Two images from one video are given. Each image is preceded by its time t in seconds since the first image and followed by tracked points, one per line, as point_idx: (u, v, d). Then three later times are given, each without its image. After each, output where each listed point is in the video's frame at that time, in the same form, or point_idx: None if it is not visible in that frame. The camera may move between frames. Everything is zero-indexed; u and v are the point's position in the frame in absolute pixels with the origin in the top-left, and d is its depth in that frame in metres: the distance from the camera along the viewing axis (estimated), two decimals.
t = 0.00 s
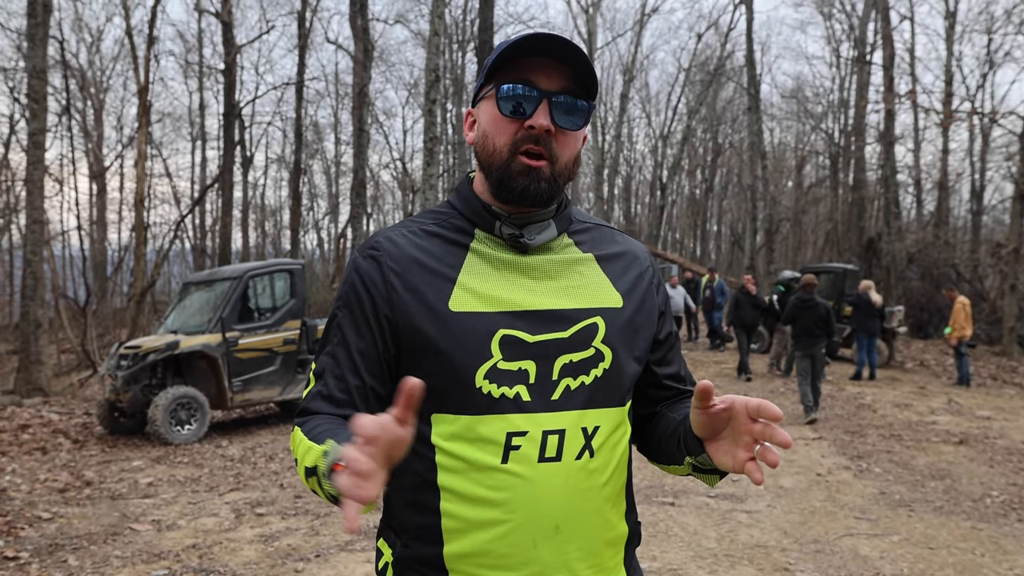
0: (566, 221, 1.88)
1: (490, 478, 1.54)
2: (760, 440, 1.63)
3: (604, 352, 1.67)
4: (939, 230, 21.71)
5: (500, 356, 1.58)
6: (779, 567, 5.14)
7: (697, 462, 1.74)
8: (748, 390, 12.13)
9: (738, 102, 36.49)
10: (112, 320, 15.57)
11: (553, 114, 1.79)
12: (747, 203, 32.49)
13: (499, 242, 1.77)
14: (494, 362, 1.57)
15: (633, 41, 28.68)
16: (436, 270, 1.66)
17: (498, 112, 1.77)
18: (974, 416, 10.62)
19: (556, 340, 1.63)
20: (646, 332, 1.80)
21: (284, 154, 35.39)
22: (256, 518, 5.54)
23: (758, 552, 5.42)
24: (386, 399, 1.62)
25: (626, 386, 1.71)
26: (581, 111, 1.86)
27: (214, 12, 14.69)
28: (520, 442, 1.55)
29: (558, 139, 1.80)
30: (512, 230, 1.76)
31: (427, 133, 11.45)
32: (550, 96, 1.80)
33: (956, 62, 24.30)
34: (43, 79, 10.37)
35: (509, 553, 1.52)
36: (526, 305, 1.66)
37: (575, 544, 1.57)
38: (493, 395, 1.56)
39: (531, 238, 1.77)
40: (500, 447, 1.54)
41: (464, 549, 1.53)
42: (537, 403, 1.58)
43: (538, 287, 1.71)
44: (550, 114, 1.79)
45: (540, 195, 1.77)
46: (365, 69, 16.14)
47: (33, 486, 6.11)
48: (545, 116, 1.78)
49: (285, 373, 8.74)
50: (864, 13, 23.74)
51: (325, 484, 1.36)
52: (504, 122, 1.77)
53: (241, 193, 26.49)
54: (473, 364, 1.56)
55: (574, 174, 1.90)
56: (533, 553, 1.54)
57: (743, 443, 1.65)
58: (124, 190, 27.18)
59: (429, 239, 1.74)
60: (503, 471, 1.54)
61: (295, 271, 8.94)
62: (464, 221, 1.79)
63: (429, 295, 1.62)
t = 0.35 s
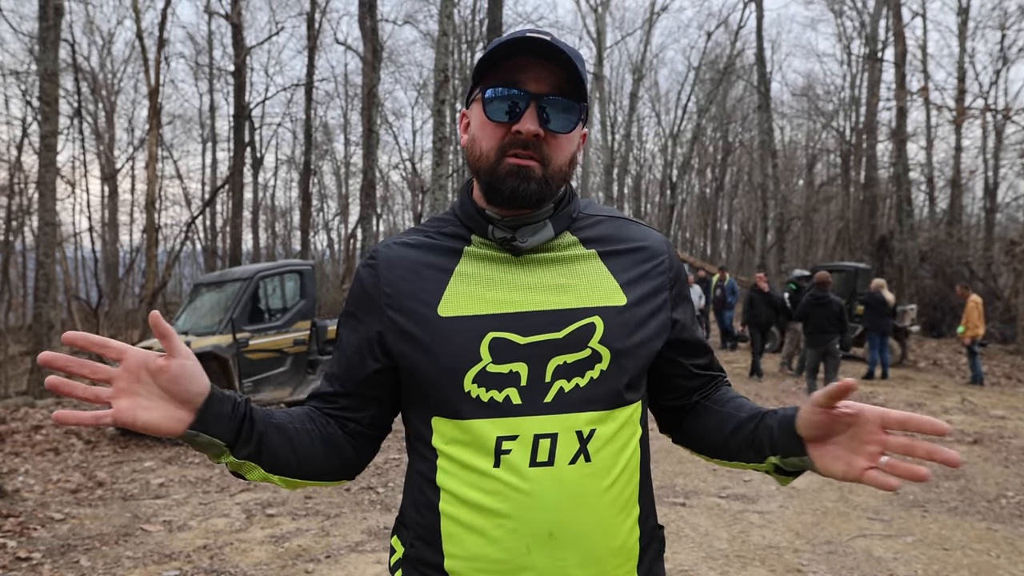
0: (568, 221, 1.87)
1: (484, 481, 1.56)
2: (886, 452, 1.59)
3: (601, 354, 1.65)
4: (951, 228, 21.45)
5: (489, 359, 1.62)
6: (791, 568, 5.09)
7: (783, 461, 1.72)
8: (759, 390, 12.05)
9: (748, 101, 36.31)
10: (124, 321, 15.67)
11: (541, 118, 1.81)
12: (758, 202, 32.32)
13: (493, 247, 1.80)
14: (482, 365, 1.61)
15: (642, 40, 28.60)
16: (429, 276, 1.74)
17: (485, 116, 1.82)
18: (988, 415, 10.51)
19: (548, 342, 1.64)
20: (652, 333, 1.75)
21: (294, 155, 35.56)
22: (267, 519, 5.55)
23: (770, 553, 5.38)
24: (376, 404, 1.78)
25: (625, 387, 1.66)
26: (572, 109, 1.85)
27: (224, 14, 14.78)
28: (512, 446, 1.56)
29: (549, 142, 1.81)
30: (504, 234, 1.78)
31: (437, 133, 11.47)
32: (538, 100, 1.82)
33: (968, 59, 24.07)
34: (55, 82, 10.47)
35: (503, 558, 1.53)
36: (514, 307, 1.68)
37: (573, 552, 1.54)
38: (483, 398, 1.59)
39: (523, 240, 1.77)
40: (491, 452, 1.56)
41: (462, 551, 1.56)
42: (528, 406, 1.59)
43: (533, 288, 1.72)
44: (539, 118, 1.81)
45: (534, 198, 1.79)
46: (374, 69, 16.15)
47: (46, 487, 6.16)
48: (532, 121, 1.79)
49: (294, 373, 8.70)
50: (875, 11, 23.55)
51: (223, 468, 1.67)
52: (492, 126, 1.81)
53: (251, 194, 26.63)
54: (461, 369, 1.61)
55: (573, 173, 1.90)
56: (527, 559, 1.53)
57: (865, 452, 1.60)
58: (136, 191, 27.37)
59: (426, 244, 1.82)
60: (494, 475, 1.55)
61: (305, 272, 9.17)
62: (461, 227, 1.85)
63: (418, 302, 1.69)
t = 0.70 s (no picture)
0: (558, 224, 1.82)
1: (474, 490, 1.60)
2: (1011, 418, 1.64)
3: (592, 360, 1.62)
4: (961, 227, 21.26)
5: (475, 366, 1.66)
6: (801, 571, 5.04)
7: (890, 430, 1.69)
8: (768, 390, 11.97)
9: (756, 101, 36.16)
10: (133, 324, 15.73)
11: (505, 127, 1.74)
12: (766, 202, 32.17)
13: (481, 256, 1.80)
14: (469, 373, 1.66)
15: (649, 42, 28.56)
16: (418, 284, 1.81)
17: (451, 134, 1.79)
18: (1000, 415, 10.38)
19: (535, 348, 1.65)
20: (646, 339, 1.68)
21: (302, 158, 35.69)
22: (274, 523, 5.54)
23: (781, 556, 5.32)
24: (365, 395, 1.92)
25: (613, 395, 1.62)
26: (540, 111, 1.75)
27: (233, 18, 14.86)
28: (500, 454, 1.59)
29: (517, 152, 1.76)
30: (488, 245, 1.77)
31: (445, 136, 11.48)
32: (501, 109, 1.75)
33: (977, 58, 23.89)
34: (64, 86, 10.54)
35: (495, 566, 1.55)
36: (504, 314, 1.70)
37: (568, 562, 1.53)
38: (470, 406, 1.65)
39: (508, 252, 1.76)
40: (480, 461, 1.60)
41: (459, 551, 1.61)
42: (515, 413, 1.61)
43: (523, 295, 1.72)
44: (502, 129, 1.74)
45: (506, 209, 1.74)
46: (382, 72, 16.18)
47: (54, 491, 6.19)
48: (495, 133, 1.74)
49: (302, 376, 8.75)
50: (883, 10, 23.42)
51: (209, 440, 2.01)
52: (459, 143, 1.78)
53: (260, 197, 26.74)
54: (448, 378, 1.67)
55: (554, 176, 1.83)
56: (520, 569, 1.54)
57: (984, 418, 1.64)
58: (145, 194, 27.53)
59: (418, 254, 1.87)
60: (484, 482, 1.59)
61: (313, 273, 9.14)
62: (452, 238, 1.88)
63: (408, 313, 1.78)
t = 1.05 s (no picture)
0: (575, 226, 1.78)
1: (481, 495, 1.58)
2: None
3: (601, 367, 1.58)
4: (964, 230, 21.19)
5: (485, 370, 1.64)
6: None
7: (912, 458, 1.58)
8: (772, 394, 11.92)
9: (759, 105, 36.16)
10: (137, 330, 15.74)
11: (525, 122, 1.73)
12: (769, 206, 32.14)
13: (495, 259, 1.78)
14: (479, 375, 1.64)
15: (651, 47, 28.61)
16: (433, 286, 1.81)
17: (471, 129, 1.79)
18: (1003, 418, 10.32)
19: (545, 353, 1.62)
20: (657, 348, 1.62)
21: (305, 164, 35.80)
22: (276, 531, 5.53)
23: (785, 561, 5.28)
24: (384, 397, 1.91)
25: (624, 403, 1.57)
26: (560, 108, 1.74)
27: (237, 24, 14.93)
28: (505, 460, 1.56)
29: (536, 147, 1.74)
30: (503, 247, 1.75)
31: (448, 141, 11.52)
32: (521, 103, 1.74)
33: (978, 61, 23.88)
34: (67, 94, 10.58)
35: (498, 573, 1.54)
36: (516, 317, 1.68)
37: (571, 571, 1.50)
38: (480, 411, 1.63)
39: (522, 254, 1.73)
40: (486, 465, 1.58)
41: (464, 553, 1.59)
42: (523, 418, 1.59)
43: (535, 299, 1.69)
44: (522, 122, 1.73)
45: (521, 207, 1.72)
46: (386, 78, 16.23)
47: (55, 500, 6.17)
48: (514, 127, 1.73)
49: (306, 382, 8.74)
50: (884, 15, 23.44)
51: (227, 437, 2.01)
52: (478, 137, 1.78)
53: (263, 204, 26.81)
54: (458, 382, 1.66)
55: (573, 176, 1.81)
56: None
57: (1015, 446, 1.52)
58: (148, 201, 27.62)
59: (435, 255, 1.87)
60: (489, 488, 1.57)
61: (317, 279, 9.13)
62: (470, 241, 1.87)
63: (423, 315, 1.78)
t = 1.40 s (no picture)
0: (650, 221, 1.79)
1: (528, 488, 1.56)
2: None
3: (662, 362, 1.55)
4: (963, 233, 21.19)
5: (544, 360, 1.63)
6: None
7: (951, 519, 1.44)
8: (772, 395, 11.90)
9: (759, 107, 36.17)
10: (136, 333, 15.76)
11: (617, 104, 1.79)
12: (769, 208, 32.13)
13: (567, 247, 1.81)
14: (537, 365, 1.63)
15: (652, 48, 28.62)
16: (500, 277, 1.83)
17: (562, 109, 1.86)
18: (1001, 420, 10.30)
19: (607, 347, 1.60)
20: (725, 348, 1.57)
21: (306, 166, 35.84)
22: (275, 534, 5.51)
23: (784, 562, 5.27)
24: (445, 397, 1.92)
25: (687, 401, 1.52)
26: (651, 93, 1.80)
27: (238, 26, 14.96)
28: (555, 454, 1.54)
29: (625, 128, 1.79)
30: (576, 234, 1.79)
31: (449, 143, 11.54)
32: (614, 84, 1.81)
33: (978, 64, 23.88)
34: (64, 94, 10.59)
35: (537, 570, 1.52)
36: (582, 310, 1.67)
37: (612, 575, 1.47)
38: (534, 401, 1.61)
39: (594, 241, 1.76)
40: (534, 459, 1.56)
41: (504, 548, 1.59)
42: (577, 411, 1.56)
43: (604, 292, 1.69)
44: (615, 101, 1.80)
45: (605, 190, 1.77)
46: (386, 80, 16.24)
47: (53, 503, 6.17)
48: (607, 105, 1.79)
49: (306, 385, 8.72)
50: (884, 17, 23.45)
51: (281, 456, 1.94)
52: (569, 117, 1.84)
53: (264, 206, 26.85)
54: (514, 369, 1.65)
55: (657, 168, 1.85)
56: None
57: None
58: (148, 203, 27.66)
59: (506, 247, 1.90)
60: (535, 482, 1.55)
61: (317, 281, 9.12)
62: (543, 230, 1.90)
63: (487, 303, 1.79)
